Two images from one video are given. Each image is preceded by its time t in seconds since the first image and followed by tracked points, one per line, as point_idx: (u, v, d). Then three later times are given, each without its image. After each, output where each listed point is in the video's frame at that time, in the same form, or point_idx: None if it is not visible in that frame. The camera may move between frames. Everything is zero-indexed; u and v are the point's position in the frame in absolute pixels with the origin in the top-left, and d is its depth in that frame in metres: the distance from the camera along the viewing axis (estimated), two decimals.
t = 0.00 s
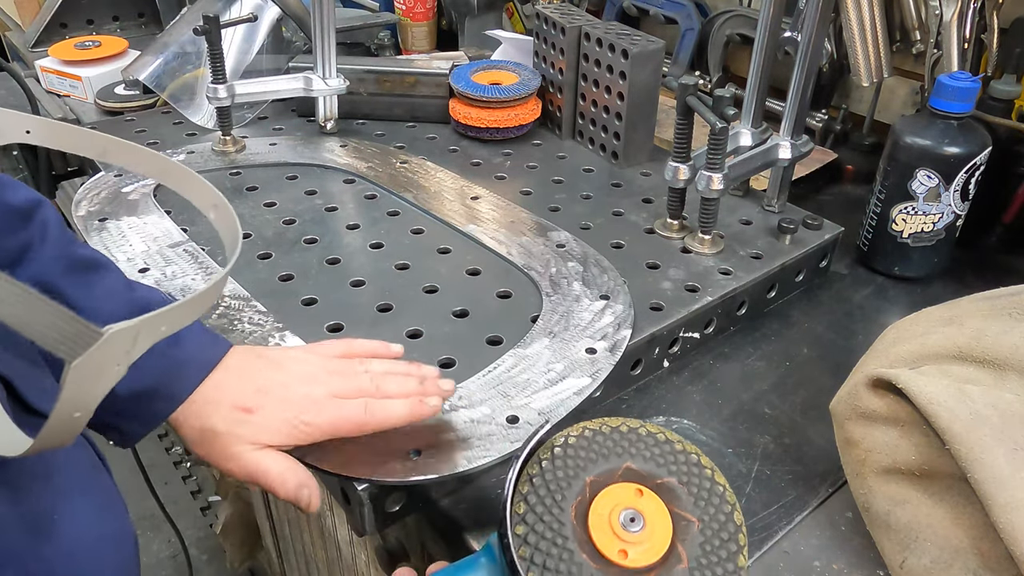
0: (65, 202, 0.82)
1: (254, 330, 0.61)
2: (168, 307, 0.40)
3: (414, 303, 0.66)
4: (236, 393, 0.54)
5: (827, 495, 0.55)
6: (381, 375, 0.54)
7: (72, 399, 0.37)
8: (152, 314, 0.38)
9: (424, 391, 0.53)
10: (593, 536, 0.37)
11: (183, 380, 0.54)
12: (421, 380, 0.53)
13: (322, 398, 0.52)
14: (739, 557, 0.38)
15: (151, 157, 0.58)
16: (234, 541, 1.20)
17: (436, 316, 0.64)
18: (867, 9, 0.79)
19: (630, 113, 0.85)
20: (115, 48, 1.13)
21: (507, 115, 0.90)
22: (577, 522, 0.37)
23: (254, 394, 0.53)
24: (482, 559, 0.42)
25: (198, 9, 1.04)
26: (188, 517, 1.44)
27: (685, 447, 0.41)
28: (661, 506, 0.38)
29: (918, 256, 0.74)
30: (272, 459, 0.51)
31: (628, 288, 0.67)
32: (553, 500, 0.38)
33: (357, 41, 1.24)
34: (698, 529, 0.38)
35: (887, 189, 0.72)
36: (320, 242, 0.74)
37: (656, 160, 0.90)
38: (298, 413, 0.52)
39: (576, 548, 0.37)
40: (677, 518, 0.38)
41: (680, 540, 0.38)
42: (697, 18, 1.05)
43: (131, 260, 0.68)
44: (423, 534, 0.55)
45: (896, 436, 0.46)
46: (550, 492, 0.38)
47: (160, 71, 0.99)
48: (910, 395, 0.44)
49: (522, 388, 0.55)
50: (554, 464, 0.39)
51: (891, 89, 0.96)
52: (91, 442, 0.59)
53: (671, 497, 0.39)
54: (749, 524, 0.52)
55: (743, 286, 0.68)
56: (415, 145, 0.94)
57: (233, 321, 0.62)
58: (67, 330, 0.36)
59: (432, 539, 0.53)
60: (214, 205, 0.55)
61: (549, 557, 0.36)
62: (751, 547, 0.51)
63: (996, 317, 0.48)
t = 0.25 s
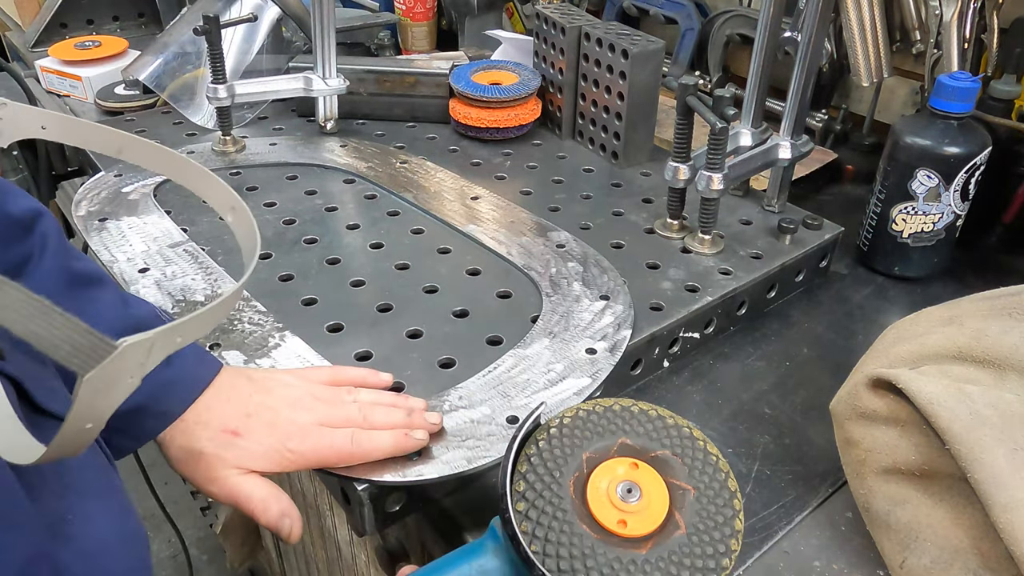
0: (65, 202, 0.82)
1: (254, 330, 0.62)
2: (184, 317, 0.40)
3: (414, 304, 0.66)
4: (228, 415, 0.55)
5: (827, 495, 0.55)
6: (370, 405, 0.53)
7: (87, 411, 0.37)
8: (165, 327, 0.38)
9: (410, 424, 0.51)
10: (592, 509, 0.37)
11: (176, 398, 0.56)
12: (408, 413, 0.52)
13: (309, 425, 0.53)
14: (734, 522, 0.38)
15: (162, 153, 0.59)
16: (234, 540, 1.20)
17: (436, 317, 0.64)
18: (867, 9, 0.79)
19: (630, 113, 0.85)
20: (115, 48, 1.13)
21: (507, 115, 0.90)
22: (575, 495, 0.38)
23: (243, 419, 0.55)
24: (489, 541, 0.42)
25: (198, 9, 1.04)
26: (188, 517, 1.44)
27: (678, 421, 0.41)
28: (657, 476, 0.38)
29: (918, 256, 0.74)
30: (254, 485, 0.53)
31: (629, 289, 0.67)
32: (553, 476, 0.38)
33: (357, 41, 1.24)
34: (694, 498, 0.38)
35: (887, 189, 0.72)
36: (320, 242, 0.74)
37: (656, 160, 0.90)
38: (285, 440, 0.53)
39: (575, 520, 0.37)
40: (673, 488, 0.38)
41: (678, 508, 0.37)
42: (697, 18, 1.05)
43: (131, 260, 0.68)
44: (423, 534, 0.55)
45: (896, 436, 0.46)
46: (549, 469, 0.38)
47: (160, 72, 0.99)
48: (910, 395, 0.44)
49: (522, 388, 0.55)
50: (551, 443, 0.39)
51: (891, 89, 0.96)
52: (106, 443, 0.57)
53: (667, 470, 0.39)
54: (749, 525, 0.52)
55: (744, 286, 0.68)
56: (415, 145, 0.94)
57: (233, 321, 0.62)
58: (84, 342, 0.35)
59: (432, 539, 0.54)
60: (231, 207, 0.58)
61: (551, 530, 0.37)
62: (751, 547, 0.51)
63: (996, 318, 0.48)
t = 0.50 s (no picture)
0: (65, 202, 0.82)
1: (254, 330, 0.62)
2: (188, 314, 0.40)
3: (414, 304, 0.66)
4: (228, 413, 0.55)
5: (827, 495, 0.55)
6: (369, 405, 0.53)
7: (89, 409, 0.37)
8: (168, 326, 0.38)
9: (410, 424, 0.51)
10: (595, 506, 0.37)
11: (175, 398, 0.56)
12: (408, 413, 0.52)
13: (309, 424, 0.53)
14: (739, 516, 0.38)
15: (161, 153, 0.59)
16: (234, 541, 1.19)
17: (436, 317, 0.64)
18: (866, 9, 0.79)
19: (630, 113, 0.85)
20: (115, 48, 1.13)
21: (507, 115, 0.90)
22: (578, 492, 0.37)
23: (243, 417, 0.55)
24: (492, 538, 0.42)
25: (198, 9, 1.04)
26: (188, 517, 1.44)
27: (680, 416, 0.41)
28: (659, 471, 0.38)
29: (918, 256, 0.74)
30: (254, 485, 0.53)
31: (629, 289, 0.67)
32: (555, 472, 0.38)
33: (357, 41, 1.24)
34: (697, 493, 0.38)
35: (887, 189, 0.72)
36: (320, 242, 0.74)
37: (656, 160, 0.90)
38: (285, 439, 0.53)
39: (578, 516, 0.37)
40: (676, 484, 0.38)
41: (680, 503, 0.37)
42: (697, 18, 1.05)
43: (131, 260, 0.68)
44: (424, 533, 0.55)
45: (895, 436, 0.46)
46: (551, 466, 0.38)
47: (160, 72, 0.99)
48: (910, 395, 0.44)
49: (522, 389, 0.55)
50: (554, 439, 0.39)
51: (891, 89, 0.96)
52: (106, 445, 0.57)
53: (669, 466, 0.39)
54: (749, 525, 0.52)
55: (744, 286, 0.68)
56: (415, 145, 0.94)
57: (233, 320, 0.63)
58: (85, 340, 0.34)
59: (432, 539, 0.54)
60: (229, 205, 0.56)
61: (555, 527, 0.37)
62: (751, 547, 0.51)
63: (996, 317, 0.48)
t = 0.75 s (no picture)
0: (65, 202, 0.82)
1: (254, 330, 0.61)
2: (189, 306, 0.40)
3: (414, 304, 0.66)
4: (209, 383, 0.53)
5: (827, 495, 0.55)
6: (358, 359, 0.54)
7: (90, 400, 0.38)
8: (169, 314, 0.38)
9: (402, 370, 0.54)
10: (611, 540, 0.37)
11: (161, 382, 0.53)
12: (399, 360, 0.54)
13: (299, 379, 0.52)
14: (757, 556, 0.37)
15: (155, 163, 0.58)
16: (234, 540, 1.20)
17: (436, 317, 0.64)
18: (866, 9, 0.79)
19: (630, 113, 0.85)
20: (115, 48, 1.13)
21: (507, 115, 0.90)
22: (594, 524, 0.37)
23: (228, 385, 0.52)
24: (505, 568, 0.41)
25: (197, 9, 1.04)
26: (188, 517, 1.44)
27: (700, 450, 0.41)
28: (677, 505, 0.38)
29: (918, 256, 0.74)
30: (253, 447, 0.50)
31: (629, 289, 0.67)
32: (570, 500, 0.38)
33: (357, 41, 1.24)
34: (715, 530, 0.38)
35: (887, 189, 0.72)
36: (320, 242, 0.74)
37: (656, 160, 0.90)
38: (274, 397, 0.52)
39: (593, 550, 0.37)
40: (694, 519, 0.38)
41: (698, 540, 0.37)
42: (697, 18, 1.05)
43: (131, 260, 0.68)
44: (424, 534, 0.55)
45: (895, 436, 0.46)
46: (566, 495, 0.38)
47: (160, 72, 0.99)
48: (910, 395, 0.44)
49: (522, 389, 0.55)
50: (570, 469, 0.39)
51: (891, 89, 0.96)
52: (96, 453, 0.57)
53: (687, 500, 0.39)
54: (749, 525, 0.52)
55: (743, 286, 0.68)
56: (415, 145, 0.94)
57: (233, 321, 0.62)
58: (88, 325, 0.36)
59: (432, 539, 0.55)
60: (220, 209, 0.56)
61: (568, 559, 0.36)
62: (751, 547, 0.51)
63: (996, 318, 0.48)
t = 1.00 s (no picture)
0: (65, 203, 0.82)
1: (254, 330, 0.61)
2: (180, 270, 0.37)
3: (414, 304, 0.66)
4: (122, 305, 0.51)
5: (827, 495, 0.55)
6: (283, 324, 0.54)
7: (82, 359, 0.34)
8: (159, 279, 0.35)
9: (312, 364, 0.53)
10: (608, 559, 0.37)
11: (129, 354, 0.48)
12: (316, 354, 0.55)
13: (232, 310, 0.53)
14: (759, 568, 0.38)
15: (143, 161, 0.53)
16: (234, 540, 1.20)
17: (436, 317, 0.64)
18: (866, 9, 0.79)
19: (630, 113, 0.85)
20: (115, 48, 1.13)
21: (507, 115, 0.90)
22: (592, 543, 0.38)
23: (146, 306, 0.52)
24: None
25: (198, 9, 1.04)
26: (188, 517, 1.44)
27: (710, 475, 0.42)
28: (680, 529, 0.39)
29: (918, 256, 0.74)
30: (202, 370, 0.47)
31: (629, 289, 0.67)
32: (569, 517, 0.39)
33: (357, 41, 1.24)
34: (718, 558, 0.38)
35: (887, 189, 0.72)
36: (320, 242, 0.74)
37: (656, 160, 0.90)
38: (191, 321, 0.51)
39: (588, 567, 0.37)
40: (696, 544, 0.38)
41: (700, 566, 0.37)
42: (697, 18, 1.05)
43: (131, 260, 0.68)
44: (424, 534, 0.55)
45: (895, 436, 0.46)
46: (567, 512, 0.39)
47: (160, 72, 0.99)
48: (910, 395, 0.44)
49: (522, 389, 0.55)
50: (574, 485, 0.40)
51: (891, 89, 0.96)
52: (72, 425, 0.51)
53: (692, 525, 0.39)
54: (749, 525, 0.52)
55: (743, 286, 0.68)
56: (415, 145, 0.94)
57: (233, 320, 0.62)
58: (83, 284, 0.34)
59: (432, 539, 0.55)
60: (205, 199, 0.53)
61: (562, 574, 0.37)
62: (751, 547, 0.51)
63: (996, 318, 0.48)
